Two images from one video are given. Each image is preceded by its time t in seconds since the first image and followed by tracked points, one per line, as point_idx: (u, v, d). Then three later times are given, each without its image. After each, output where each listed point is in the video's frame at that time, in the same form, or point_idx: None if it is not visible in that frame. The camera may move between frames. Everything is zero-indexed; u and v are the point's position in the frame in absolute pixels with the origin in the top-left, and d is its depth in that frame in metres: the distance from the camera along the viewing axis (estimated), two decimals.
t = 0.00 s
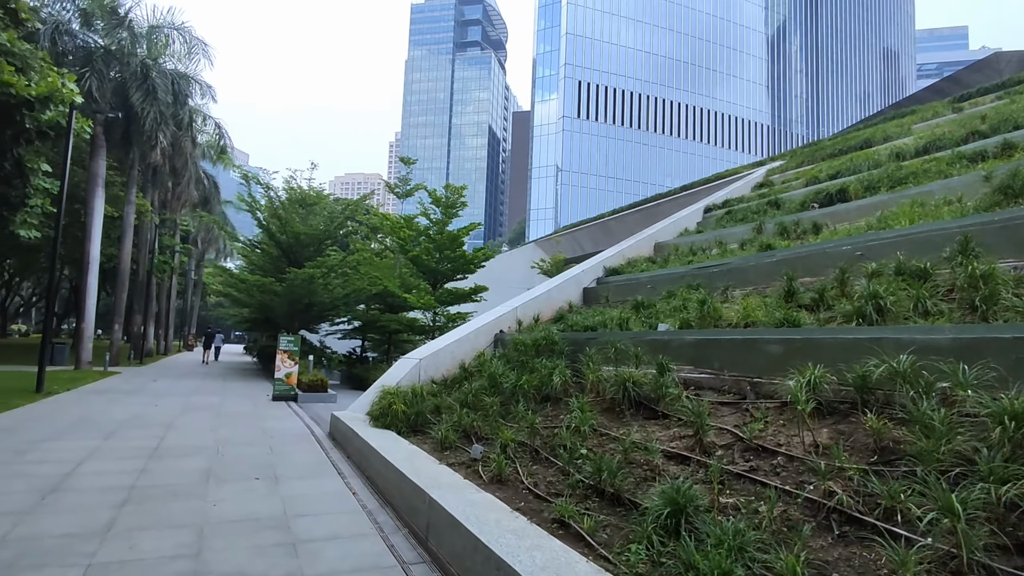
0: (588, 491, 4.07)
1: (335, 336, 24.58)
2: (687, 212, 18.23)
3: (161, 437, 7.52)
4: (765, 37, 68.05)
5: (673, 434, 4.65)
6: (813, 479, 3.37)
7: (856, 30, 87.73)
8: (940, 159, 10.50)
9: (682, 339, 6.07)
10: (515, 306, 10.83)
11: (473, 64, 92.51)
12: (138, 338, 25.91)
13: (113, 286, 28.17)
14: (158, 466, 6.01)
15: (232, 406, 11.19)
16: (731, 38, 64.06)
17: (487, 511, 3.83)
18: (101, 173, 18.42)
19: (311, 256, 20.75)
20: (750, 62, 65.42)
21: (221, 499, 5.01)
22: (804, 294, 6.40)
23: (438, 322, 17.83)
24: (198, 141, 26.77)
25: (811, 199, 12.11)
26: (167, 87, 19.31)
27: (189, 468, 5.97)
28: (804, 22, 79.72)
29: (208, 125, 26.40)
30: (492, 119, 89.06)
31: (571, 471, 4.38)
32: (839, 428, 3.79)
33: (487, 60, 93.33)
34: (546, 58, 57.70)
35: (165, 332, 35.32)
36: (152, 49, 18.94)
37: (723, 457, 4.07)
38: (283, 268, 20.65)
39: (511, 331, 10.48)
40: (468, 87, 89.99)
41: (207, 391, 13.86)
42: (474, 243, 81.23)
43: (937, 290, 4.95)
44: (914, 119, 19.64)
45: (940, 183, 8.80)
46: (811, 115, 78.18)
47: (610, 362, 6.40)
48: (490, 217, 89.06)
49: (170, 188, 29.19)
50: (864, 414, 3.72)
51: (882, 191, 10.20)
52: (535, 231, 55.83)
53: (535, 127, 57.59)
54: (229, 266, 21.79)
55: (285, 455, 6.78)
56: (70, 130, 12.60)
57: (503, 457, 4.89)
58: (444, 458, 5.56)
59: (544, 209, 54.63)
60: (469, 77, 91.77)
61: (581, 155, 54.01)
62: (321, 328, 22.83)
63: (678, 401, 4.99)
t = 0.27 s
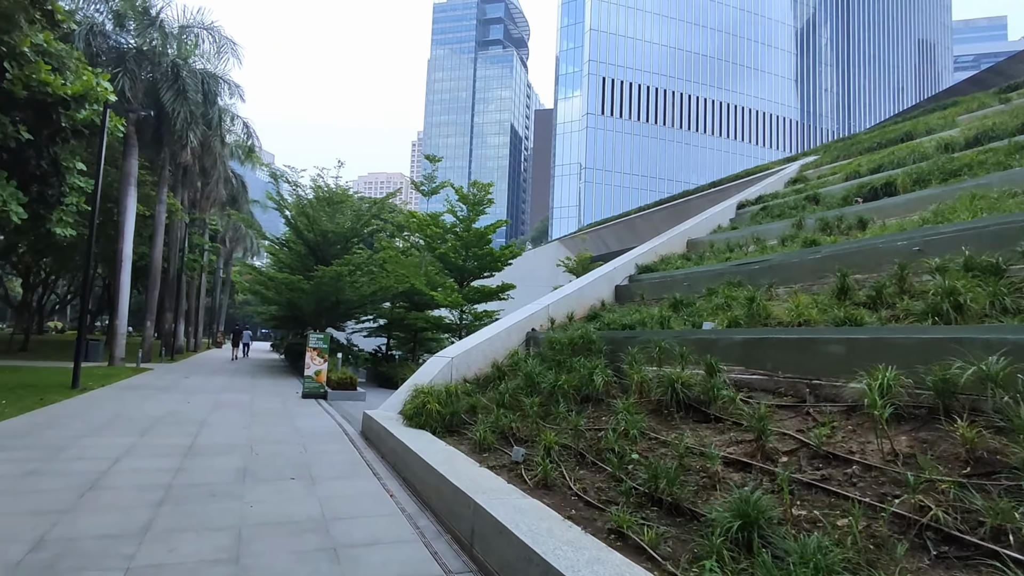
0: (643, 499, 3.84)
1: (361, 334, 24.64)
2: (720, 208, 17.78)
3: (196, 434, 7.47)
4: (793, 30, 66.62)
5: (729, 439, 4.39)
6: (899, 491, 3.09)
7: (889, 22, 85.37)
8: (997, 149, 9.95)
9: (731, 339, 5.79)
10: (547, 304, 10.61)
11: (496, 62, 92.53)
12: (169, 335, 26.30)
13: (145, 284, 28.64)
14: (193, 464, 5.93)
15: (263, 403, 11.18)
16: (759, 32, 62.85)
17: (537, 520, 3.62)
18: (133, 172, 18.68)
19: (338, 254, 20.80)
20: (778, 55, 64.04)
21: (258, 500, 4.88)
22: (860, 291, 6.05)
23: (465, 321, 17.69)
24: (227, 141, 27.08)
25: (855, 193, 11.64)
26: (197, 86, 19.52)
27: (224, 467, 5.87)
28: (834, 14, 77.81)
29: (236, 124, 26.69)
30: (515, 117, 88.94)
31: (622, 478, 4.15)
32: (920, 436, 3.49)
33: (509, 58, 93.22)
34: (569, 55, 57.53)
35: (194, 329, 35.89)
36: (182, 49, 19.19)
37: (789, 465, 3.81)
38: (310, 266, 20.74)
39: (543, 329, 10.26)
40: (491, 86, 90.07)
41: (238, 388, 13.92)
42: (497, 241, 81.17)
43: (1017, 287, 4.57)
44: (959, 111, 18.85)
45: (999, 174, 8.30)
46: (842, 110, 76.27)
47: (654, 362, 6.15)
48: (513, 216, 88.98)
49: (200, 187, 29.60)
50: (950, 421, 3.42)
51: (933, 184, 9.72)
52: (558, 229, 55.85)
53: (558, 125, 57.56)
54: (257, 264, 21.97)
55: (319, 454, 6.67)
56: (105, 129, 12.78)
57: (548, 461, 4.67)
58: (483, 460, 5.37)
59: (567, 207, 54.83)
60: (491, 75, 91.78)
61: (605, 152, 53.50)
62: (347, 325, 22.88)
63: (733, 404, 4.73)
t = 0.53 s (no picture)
0: (703, 512, 3.60)
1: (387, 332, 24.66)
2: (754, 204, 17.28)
3: (229, 433, 7.41)
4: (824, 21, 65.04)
5: (791, 447, 4.11)
6: (1001, 511, 2.79)
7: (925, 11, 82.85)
8: None
9: (784, 340, 5.49)
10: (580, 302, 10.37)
11: (518, 59, 92.26)
12: (199, 332, 26.67)
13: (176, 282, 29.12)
14: (228, 464, 5.85)
15: (293, 401, 11.14)
16: (788, 23, 61.48)
17: (592, 533, 3.39)
18: (164, 171, 18.89)
19: (365, 251, 20.80)
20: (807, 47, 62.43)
21: (295, 504, 4.75)
22: (923, 289, 5.68)
23: (492, 319, 17.51)
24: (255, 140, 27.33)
25: (902, 186, 11.13)
26: (226, 85, 19.65)
27: (259, 469, 5.77)
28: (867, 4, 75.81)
29: (264, 123, 26.91)
30: (539, 114, 88.56)
31: (678, 488, 3.91)
32: (1018, 450, 3.17)
33: (532, 55, 92.85)
34: (592, 50, 57.47)
35: (223, 326, 36.44)
36: (211, 48, 19.33)
37: (864, 477, 3.51)
38: (338, 264, 20.77)
39: (576, 328, 10.03)
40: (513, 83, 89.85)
41: (267, 385, 13.94)
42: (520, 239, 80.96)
43: None
44: (1006, 100, 18.04)
45: None
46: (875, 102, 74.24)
47: (701, 364, 5.87)
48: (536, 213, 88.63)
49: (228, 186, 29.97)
50: None
51: (990, 175, 9.21)
52: (582, 226, 55.53)
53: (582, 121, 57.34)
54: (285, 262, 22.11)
55: (353, 455, 6.54)
56: (137, 128, 12.92)
57: (596, 468, 4.45)
58: (525, 466, 5.16)
59: (591, 203, 54.60)
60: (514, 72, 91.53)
61: (630, 148, 52.86)
62: (374, 323, 22.91)
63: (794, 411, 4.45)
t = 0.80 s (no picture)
0: (775, 520, 3.36)
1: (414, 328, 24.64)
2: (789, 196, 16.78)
3: (266, 430, 7.36)
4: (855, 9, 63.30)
5: (865, 451, 3.84)
6: None
7: None
8: None
9: (845, 336, 5.19)
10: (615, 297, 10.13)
11: (540, 54, 91.62)
12: (229, 329, 27.01)
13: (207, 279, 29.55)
14: (267, 463, 5.77)
15: (325, 398, 11.11)
16: (818, 11, 59.96)
17: (658, 543, 3.18)
18: (195, 169, 19.11)
19: (392, 248, 20.79)
20: (838, 35, 60.76)
21: (338, 505, 4.63)
22: (994, 282, 5.33)
23: (521, 315, 17.33)
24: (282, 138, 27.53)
25: (953, 175, 10.62)
26: (254, 83, 19.76)
27: (299, 467, 5.68)
28: None
29: (291, 122, 27.09)
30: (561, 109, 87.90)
31: (744, 495, 3.67)
32: None
33: (555, 49, 92.15)
34: (616, 43, 57.12)
35: (252, 323, 36.91)
36: (239, 47, 19.47)
37: (953, 485, 3.24)
38: (366, 260, 20.81)
39: (612, 324, 9.79)
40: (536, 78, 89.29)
41: (299, 381, 13.99)
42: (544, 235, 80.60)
43: None
44: None
45: None
46: (909, 91, 72.08)
47: (753, 362, 5.60)
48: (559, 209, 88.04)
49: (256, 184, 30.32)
50: None
51: None
52: (607, 221, 55.04)
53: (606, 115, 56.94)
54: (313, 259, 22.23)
55: (391, 454, 6.42)
56: (170, 126, 13.03)
57: (652, 472, 4.22)
58: (572, 467, 4.96)
59: (616, 198, 54.14)
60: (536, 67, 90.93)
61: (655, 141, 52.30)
62: (401, 320, 22.90)
63: (865, 411, 4.18)
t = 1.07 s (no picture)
0: (858, 536, 3.08)
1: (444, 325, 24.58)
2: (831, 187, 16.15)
3: (304, 430, 7.31)
4: None
5: (951, 460, 3.53)
6: None
7: None
8: None
9: (916, 334, 4.84)
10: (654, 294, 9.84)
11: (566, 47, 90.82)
12: (262, 326, 27.36)
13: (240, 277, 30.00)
14: (308, 464, 5.70)
15: (360, 396, 11.08)
16: None
17: (730, 560, 2.95)
18: (229, 169, 19.34)
19: (422, 244, 20.77)
20: (875, 19, 58.69)
21: (382, 511, 4.50)
22: None
23: (552, 312, 17.12)
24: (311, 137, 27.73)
25: (1014, 161, 10.03)
26: (285, 82, 19.89)
27: (340, 469, 5.58)
28: None
29: (319, 120, 27.23)
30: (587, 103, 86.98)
31: (819, 506, 3.40)
32: None
33: (580, 43, 91.23)
34: (644, 35, 56.46)
35: (284, 320, 37.39)
36: (270, 47, 19.63)
37: None
38: (396, 257, 20.84)
39: (651, 321, 9.51)
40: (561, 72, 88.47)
41: (332, 379, 14.01)
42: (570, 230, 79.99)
43: None
44: None
45: None
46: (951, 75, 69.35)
47: (813, 362, 5.29)
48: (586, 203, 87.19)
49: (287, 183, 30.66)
50: None
51: None
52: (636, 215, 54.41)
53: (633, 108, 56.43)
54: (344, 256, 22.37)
55: (431, 455, 6.29)
56: (204, 126, 13.15)
57: (714, 480, 3.97)
58: (624, 472, 4.74)
59: (645, 191, 53.60)
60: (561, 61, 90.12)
61: (685, 133, 51.67)
62: (430, 317, 22.86)
63: (948, 416, 3.87)
